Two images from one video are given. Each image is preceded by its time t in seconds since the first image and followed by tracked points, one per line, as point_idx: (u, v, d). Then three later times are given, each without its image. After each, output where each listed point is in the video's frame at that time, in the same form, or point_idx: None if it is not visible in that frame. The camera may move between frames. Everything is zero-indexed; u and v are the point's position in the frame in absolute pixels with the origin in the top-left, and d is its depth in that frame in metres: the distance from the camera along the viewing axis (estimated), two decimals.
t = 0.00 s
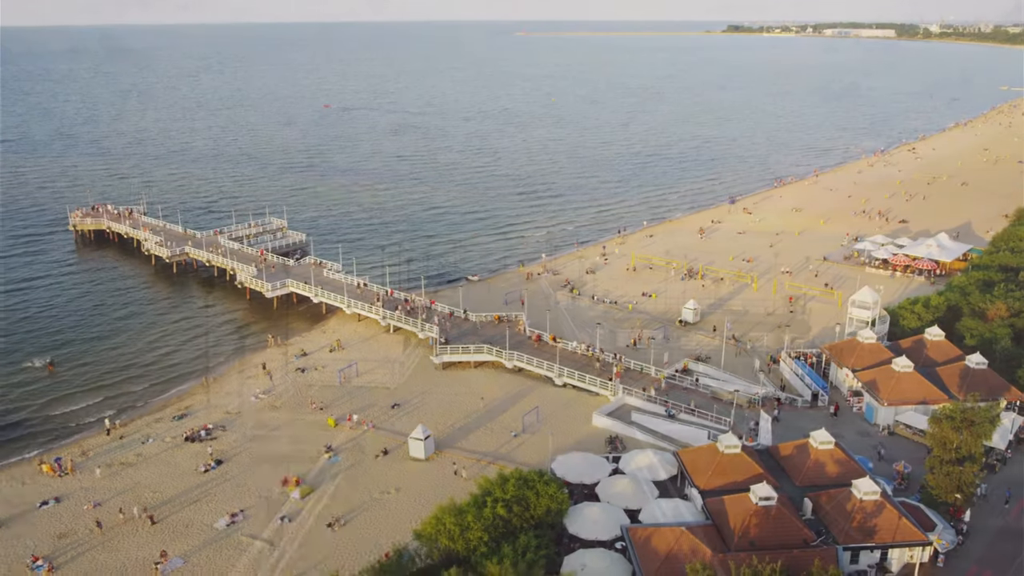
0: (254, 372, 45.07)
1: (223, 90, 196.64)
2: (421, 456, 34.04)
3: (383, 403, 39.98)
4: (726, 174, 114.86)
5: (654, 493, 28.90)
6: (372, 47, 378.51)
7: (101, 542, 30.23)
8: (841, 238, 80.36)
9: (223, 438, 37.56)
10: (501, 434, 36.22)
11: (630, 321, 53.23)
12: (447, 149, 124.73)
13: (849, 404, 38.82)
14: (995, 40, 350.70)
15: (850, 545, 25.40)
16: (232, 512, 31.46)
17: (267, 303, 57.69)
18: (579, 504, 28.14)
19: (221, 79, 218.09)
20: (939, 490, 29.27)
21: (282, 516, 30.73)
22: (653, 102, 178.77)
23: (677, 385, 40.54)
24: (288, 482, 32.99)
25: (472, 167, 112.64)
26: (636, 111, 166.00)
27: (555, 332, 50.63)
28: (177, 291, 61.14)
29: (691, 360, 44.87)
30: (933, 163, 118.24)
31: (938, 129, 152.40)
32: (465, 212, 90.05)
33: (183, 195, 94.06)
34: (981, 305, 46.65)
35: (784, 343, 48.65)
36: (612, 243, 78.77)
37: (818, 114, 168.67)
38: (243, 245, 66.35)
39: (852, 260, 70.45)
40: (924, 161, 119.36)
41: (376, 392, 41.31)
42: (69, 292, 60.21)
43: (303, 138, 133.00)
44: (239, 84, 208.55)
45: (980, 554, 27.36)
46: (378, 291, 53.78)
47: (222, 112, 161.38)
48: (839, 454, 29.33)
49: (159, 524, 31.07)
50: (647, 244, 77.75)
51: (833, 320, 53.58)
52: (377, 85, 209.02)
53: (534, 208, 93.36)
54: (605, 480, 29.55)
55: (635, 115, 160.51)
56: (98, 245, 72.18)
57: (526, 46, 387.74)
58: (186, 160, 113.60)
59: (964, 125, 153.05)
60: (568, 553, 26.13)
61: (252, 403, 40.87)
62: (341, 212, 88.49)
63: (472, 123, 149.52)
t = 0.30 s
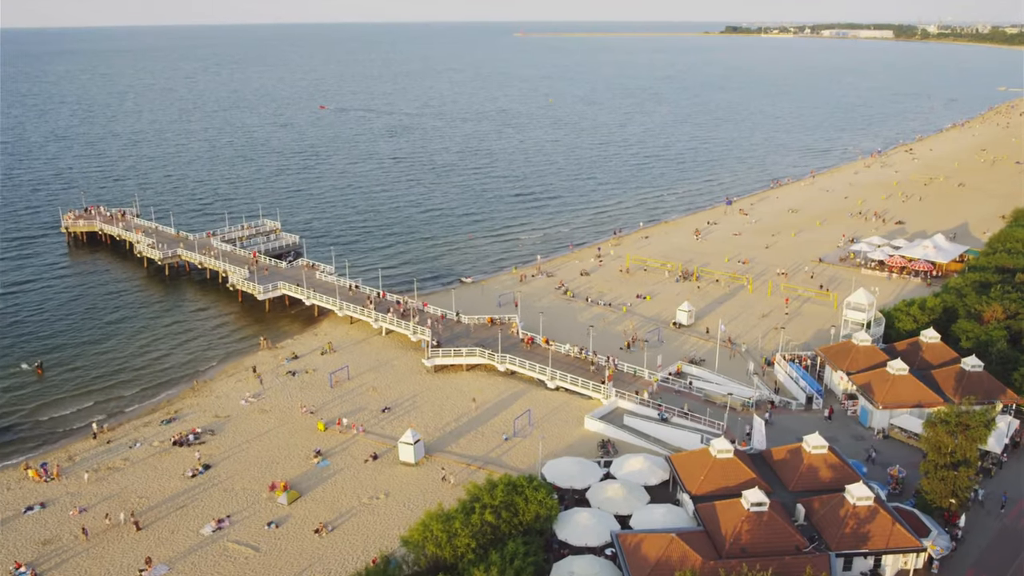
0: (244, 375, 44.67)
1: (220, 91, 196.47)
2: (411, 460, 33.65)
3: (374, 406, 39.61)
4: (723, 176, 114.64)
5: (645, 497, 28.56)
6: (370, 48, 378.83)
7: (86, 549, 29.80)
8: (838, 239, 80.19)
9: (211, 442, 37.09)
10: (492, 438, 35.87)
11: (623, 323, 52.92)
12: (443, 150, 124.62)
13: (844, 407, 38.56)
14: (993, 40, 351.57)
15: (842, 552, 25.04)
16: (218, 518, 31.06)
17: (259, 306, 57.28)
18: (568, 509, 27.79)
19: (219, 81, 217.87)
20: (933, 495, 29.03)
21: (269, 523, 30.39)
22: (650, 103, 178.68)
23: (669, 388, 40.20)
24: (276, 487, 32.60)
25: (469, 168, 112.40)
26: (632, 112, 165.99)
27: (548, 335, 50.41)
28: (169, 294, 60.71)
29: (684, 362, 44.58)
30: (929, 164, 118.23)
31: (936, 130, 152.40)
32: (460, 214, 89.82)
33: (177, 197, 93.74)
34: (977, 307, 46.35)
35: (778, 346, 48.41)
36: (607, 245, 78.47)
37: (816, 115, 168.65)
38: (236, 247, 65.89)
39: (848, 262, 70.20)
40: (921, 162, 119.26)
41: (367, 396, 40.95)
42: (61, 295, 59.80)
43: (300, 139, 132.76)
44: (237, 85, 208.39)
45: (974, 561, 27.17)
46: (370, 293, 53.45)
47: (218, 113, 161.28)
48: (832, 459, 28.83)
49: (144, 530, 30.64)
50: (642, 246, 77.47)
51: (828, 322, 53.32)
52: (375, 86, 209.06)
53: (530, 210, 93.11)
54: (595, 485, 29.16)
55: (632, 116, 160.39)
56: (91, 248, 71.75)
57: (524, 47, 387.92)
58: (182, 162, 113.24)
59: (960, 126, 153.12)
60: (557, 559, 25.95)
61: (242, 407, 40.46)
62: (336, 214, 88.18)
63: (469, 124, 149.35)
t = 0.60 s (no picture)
0: (236, 378, 44.31)
1: (217, 92, 196.09)
2: (402, 465, 33.33)
3: (365, 410, 39.27)
4: (719, 177, 114.37)
5: (636, 503, 28.26)
6: (369, 49, 378.74)
7: (72, 556, 29.42)
8: (834, 241, 79.95)
9: (201, 447, 36.67)
10: (483, 442, 35.55)
11: (618, 325, 52.63)
12: (440, 151, 124.38)
13: (839, 410, 38.32)
14: (992, 41, 351.54)
15: (836, 558, 24.73)
16: (206, 524, 30.69)
17: (252, 309, 56.91)
18: (559, 514, 27.47)
19: (217, 83, 217.51)
20: (929, 499, 28.86)
21: (258, 529, 30.04)
22: (648, 104, 178.44)
23: (663, 392, 39.93)
24: (265, 493, 32.25)
25: (465, 170, 112.07)
26: (629, 113, 165.90)
27: (542, 337, 50.13)
28: (162, 297, 60.31)
29: (679, 365, 44.30)
30: (926, 165, 118.08)
31: (934, 131, 152.11)
32: (456, 216, 89.50)
33: (172, 199, 93.39)
34: (974, 308, 46.04)
35: (772, 348, 48.17)
36: (603, 247, 78.18)
37: (813, 116, 168.41)
38: (229, 249, 65.50)
39: (844, 263, 69.95)
40: (918, 163, 118.98)
41: (358, 399, 40.61)
42: (54, 298, 59.42)
43: (296, 141, 132.44)
44: (234, 87, 208.11)
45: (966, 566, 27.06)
46: (364, 295, 53.14)
47: (215, 115, 161.01)
48: (826, 463, 28.52)
49: (131, 536, 30.30)
50: (639, 248, 77.14)
51: (824, 324, 53.05)
52: (372, 88, 208.77)
53: (526, 212, 92.83)
54: (587, 490, 28.87)
55: (630, 118, 160.17)
56: (84, 250, 71.34)
57: (523, 49, 387.87)
58: (177, 164, 112.86)
59: (958, 127, 153.03)
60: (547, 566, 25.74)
61: (233, 411, 40.06)
62: (331, 216, 87.86)
63: (466, 126, 149.05)
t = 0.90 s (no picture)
0: (226, 383, 43.78)
1: (215, 95, 195.74)
2: (391, 470, 32.93)
3: (355, 415, 38.86)
4: (716, 179, 114.14)
5: (627, 509, 27.89)
6: (367, 51, 378.79)
7: (55, 566, 28.85)
8: (831, 243, 79.67)
9: (190, 453, 36.03)
10: (474, 447, 35.18)
11: (611, 329, 52.34)
12: (436, 154, 124.19)
13: (833, 415, 37.97)
14: (990, 42, 351.86)
15: (828, 566, 24.36)
16: (192, 531, 30.21)
17: (244, 313, 56.54)
18: (548, 521, 27.09)
19: (214, 85, 217.11)
20: (924, 505, 28.35)
21: (243, 536, 29.62)
22: (645, 107, 178.27)
23: (656, 396, 39.60)
24: (252, 499, 31.78)
25: (461, 172, 111.78)
26: (627, 115, 165.81)
27: (535, 341, 49.83)
28: (155, 301, 59.85)
29: (672, 368, 43.98)
30: (923, 166, 117.91)
31: (931, 133, 151.92)
32: (451, 219, 89.17)
33: (167, 203, 93.05)
34: (970, 311, 45.73)
35: (767, 352, 47.87)
36: (598, 249, 77.89)
37: (811, 118, 168.30)
38: (222, 253, 65.12)
39: (840, 265, 69.68)
40: (916, 165, 118.74)
41: (349, 404, 40.17)
42: (45, 303, 58.94)
43: (293, 143, 132.11)
44: (232, 90, 207.82)
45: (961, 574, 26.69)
46: (356, 299, 52.79)
47: (212, 117, 160.77)
48: (820, 469, 28.16)
49: (116, 544, 29.75)
50: (634, 250, 76.87)
51: (819, 327, 52.74)
52: (370, 90, 208.69)
53: (521, 215, 92.52)
54: (577, 496, 28.48)
55: (627, 120, 159.99)
56: (76, 254, 70.89)
57: (521, 52, 387.91)
58: (173, 167, 112.49)
59: (955, 128, 152.98)
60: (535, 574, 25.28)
61: (222, 417, 39.40)
62: (326, 219, 87.53)
63: (462, 128, 148.81)
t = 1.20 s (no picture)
0: (218, 387, 43.05)
1: (212, 98, 195.47)
2: (382, 476, 32.40)
3: (347, 420, 38.41)
4: (714, 182, 113.93)
5: (618, 515, 27.57)
6: (365, 54, 378.99)
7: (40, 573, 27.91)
8: (828, 245, 79.39)
9: (180, 458, 35.01)
10: (467, 453, 34.75)
11: (606, 332, 52.08)
12: (434, 157, 123.95)
13: (829, 419, 37.67)
14: (988, 44, 352.11)
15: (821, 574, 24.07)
16: (180, 538, 29.42)
17: (238, 317, 56.20)
18: (539, 528, 26.76)
19: (212, 88, 216.90)
20: (919, 512, 28.04)
21: (232, 543, 28.94)
22: (643, 109, 178.17)
23: (649, 400, 39.37)
24: (241, 505, 31.05)
25: (458, 175, 111.57)
26: (625, 118, 165.72)
27: (529, 345, 49.51)
28: (148, 306, 59.29)
29: (666, 373, 43.75)
30: (921, 168, 117.70)
31: (930, 134, 151.91)
32: (448, 222, 88.86)
33: (162, 206, 92.64)
34: (967, 314, 45.45)
35: (762, 356, 47.57)
36: (594, 252, 77.65)
37: (809, 120, 168.27)
38: (216, 256, 64.79)
39: (838, 268, 69.41)
40: (914, 167, 118.61)
41: (341, 409, 39.72)
42: (37, 308, 58.36)
43: (290, 146, 131.85)
44: (230, 92, 207.60)
45: None
46: (350, 303, 52.46)
47: (209, 120, 160.58)
48: (814, 474, 27.80)
49: (103, 552, 28.82)
50: (630, 253, 76.60)
51: (815, 331, 52.44)
52: (368, 93, 208.57)
53: (518, 218, 92.24)
54: (569, 502, 28.15)
55: (625, 122, 159.87)
56: (70, 258, 70.40)
57: (520, 54, 387.67)
58: (170, 170, 112.14)
59: (953, 130, 152.93)
60: None
61: (213, 422, 38.47)
62: (322, 222, 87.26)
63: (460, 131, 148.62)
